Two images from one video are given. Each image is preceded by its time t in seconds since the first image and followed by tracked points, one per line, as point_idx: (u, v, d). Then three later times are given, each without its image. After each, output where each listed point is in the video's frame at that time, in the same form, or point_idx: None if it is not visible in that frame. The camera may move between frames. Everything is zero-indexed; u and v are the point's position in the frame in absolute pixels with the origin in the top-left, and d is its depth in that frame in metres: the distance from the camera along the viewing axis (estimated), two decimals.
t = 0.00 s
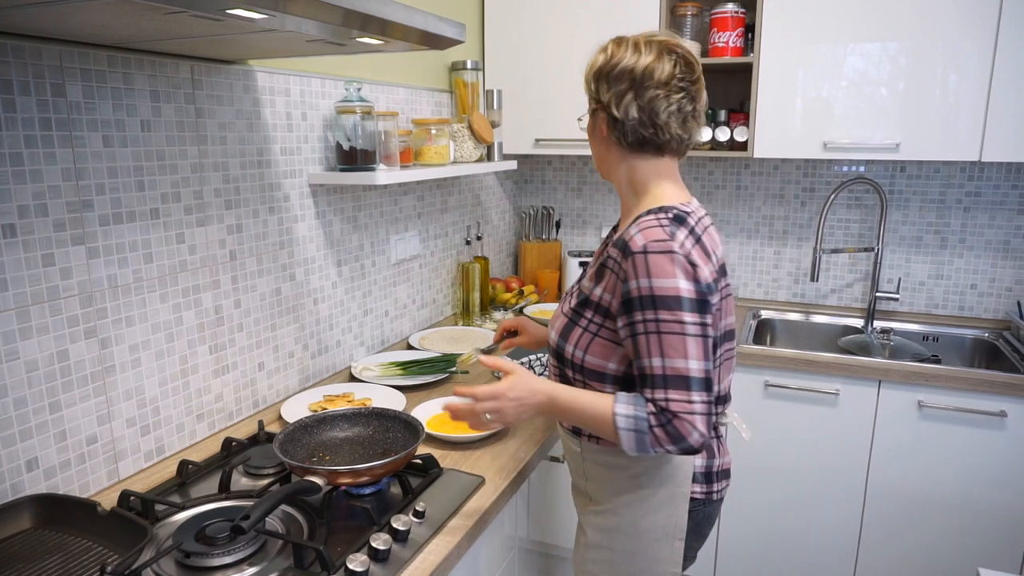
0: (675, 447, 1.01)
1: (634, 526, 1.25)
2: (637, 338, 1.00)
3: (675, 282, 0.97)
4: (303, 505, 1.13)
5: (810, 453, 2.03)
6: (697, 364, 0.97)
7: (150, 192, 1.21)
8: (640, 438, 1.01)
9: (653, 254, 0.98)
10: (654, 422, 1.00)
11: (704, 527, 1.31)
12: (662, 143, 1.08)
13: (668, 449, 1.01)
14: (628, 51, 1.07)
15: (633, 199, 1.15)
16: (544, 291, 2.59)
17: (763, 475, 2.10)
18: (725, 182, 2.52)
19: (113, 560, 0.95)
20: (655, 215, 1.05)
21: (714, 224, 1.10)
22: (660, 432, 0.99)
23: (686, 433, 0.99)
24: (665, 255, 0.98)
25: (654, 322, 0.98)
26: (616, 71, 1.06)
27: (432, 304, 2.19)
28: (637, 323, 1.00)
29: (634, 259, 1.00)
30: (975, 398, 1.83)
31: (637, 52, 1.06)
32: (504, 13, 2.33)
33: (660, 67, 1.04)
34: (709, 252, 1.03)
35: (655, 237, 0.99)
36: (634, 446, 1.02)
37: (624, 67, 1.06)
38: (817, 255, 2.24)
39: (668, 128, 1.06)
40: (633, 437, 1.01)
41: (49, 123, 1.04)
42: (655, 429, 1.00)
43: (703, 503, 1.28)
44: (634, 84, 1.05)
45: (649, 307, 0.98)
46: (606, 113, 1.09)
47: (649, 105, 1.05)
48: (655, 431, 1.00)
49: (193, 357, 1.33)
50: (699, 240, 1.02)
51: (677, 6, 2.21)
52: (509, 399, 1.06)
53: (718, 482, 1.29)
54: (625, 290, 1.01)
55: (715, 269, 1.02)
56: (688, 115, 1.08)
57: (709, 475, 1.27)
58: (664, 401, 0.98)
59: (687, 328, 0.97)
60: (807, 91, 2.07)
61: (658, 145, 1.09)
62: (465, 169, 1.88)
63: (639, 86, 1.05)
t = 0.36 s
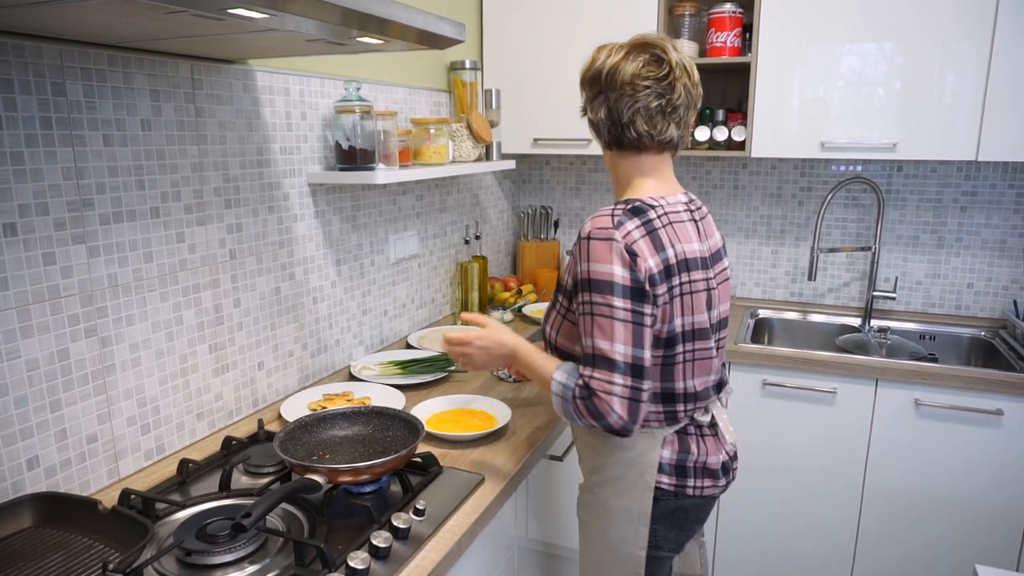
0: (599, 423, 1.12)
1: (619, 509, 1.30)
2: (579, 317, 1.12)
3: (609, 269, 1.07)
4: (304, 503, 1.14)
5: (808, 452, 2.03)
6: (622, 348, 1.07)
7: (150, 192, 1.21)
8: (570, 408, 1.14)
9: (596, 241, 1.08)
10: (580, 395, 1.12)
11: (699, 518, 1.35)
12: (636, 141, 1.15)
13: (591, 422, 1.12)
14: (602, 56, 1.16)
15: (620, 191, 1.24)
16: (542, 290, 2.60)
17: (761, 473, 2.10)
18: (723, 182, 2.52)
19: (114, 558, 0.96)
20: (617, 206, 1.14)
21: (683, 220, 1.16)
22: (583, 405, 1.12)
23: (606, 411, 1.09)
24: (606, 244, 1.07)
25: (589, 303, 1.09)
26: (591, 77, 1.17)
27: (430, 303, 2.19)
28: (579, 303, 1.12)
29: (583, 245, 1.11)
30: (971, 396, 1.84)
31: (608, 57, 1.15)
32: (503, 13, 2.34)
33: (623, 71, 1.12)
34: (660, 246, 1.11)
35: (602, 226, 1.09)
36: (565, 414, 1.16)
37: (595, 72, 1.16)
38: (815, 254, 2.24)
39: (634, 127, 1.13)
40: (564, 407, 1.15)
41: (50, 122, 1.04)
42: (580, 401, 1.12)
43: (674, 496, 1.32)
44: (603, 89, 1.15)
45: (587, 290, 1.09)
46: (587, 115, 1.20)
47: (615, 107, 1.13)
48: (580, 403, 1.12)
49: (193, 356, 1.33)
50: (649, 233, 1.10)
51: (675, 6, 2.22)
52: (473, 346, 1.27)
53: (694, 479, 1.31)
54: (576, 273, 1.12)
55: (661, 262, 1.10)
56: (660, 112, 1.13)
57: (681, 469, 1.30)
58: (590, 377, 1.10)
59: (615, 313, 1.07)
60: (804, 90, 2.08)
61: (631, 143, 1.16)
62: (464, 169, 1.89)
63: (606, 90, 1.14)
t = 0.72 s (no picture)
0: (624, 374, 1.37)
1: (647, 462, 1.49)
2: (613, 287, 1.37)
3: (636, 248, 1.31)
4: (305, 501, 1.14)
5: (806, 450, 2.04)
6: (643, 313, 1.31)
7: (150, 191, 1.21)
8: (603, 364, 1.40)
9: (629, 226, 1.33)
10: (609, 351, 1.38)
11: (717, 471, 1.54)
12: (675, 151, 1.39)
13: (618, 374, 1.37)
14: (646, 83, 1.41)
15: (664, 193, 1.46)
16: (541, 290, 2.60)
17: (760, 472, 2.11)
18: (721, 181, 2.53)
19: (116, 557, 0.96)
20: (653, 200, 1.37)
21: (709, 213, 1.36)
22: (611, 359, 1.38)
23: (627, 364, 1.34)
24: (634, 229, 1.32)
25: (620, 275, 1.33)
26: (636, 101, 1.42)
27: (430, 303, 2.19)
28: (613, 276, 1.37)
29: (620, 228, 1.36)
30: (969, 395, 1.85)
31: (650, 84, 1.40)
32: (501, 13, 2.34)
33: (660, 95, 1.36)
34: (684, 234, 1.33)
35: (636, 213, 1.34)
36: (601, 368, 1.42)
37: (639, 97, 1.41)
38: (813, 253, 2.25)
39: (671, 139, 1.37)
40: (599, 362, 1.41)
41: (51, 121, 1.04)
42: (610, 356, 1.38)
43: (684, 453, 1.50)
44: (644, 110, 1.40)
45: (619, 265, 1.34)
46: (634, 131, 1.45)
47: (655, 123, 1.38)
48: (610, 358, 1.38)
49: (193, 355, 1.33)
50: (675, 221, 1.33)
51: (673, 6, 2.22)
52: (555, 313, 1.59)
53: (703, 442, 1.49)
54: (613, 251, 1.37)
55: (682, 246, 1.32)
56: (694, 127, 1.35)
57: (691, 431, 1.48)
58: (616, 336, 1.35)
59: (638, 284, 1.31)
60: (801, 90, 2.08)
61: (669, 151, 1.39)
62: (463, 168, 1.89)
63: (647, 111, 1.39)
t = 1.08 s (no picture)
0: (650, 318, 1.46)
1: (669, 423, 1.59)
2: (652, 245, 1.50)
3: (676, 207, 1.45)
4: (305, 501, 1.14)
5: (804, 449, 2.05)
6: (677, 259, 1.43)
7: (150, 192, 1.21)
8: (631, 315, 1.50)
9: (675, 192, 1.48)
10: (638, 301, 1.48)
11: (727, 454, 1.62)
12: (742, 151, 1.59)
13: (645, 317, 1.46)
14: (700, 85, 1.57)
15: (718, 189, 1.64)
16: (540, 290, 2.61)
17: (758, 471, 2.12)
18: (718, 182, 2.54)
19: (118, 557, 0.96)
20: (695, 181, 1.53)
21: (743, 196, 1.52)
22: (639, 307, 1.47)
23: (653, 306, 1.44)
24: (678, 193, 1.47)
25: (660, 230, 1.46)
26: (692, 98, 1.56)
27: (429, 303, 2.20)
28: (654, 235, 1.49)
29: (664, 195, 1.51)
30: (965, 395, 1.86)
31: (708, 85, 1.57)
32: (499, 14, 2.35)
33: (726, 95, 1.54)
34: (721, 205, 1.47)
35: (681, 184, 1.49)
36: (630, 320, 1.51)
37: (698, 95, 1.56)
38: (810, 253, 2.26)
39: (731, 135, 1.55)
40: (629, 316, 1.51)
41: (51, 123, 1.04)
42: (638, 305, 1.48)
43: (704, 418, 1.58)
44: (706, 104, 1.54)
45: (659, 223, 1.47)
46: (686, 125, 1.58)
47: (720, 119, 1.54)
48: (638, 307, 1.48)
49: (193, 356, 1.33)
50: (715, 194, 1.48)
51: (671, 7, 2.22)
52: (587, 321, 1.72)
53: (723, 410, 1.58)
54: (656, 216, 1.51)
55: (720, 215, 1.46)
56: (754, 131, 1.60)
57: (713, 398, 1.56)
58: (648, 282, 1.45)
59: (675, 236, 1.43)
60: (798, 90, 2.09)
61: (722, 147, 1.57)
62: (462, 169, 1.90)
63: (710, 106, 1.54)
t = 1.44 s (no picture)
0: (688, 323, 1.44)
1: (690, 423, 1.59)
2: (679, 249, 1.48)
3: (704, 211, 1.44)
4: (307, 501, 1.15)
5: (804, 449, 2.05)
6: (711, 263, 1.42)
7: (152, 193, 1.22)
8: (666, 322, 1.47)
9: (700, 195, 1.47)
10: (673, 308, 1.46)
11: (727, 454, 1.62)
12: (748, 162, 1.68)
13: (683, 323, 1.44)
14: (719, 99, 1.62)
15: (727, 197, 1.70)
16: (539, 290, 2.61)
17: (758, 471, 2.12)
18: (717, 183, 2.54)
19: (121, 557, 0.96)
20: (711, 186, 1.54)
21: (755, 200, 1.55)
22: (675, 314, 1.45)
23: (692, 311, 1.43)
24: (703, 197, 1.47)
25: (689, 234, 1.45)
26: (720, 108, 1.59)
27: (429, 304, 2.20)
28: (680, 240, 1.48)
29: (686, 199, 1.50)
30: (964, 394, 1.86)
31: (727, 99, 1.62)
32: (499, 14, 2.35)
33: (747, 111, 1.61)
34: (744, 208, 1.49)
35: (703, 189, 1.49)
36: (664, 328, 1.48)
37: (724, 106, 1.60)
38: (809, 253, 2.26)
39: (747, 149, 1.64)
40: (663, 324, 1.48)
41: (54, 123, 1.04)
42: (673, 312, 1.46)
43: (724, 418, 1.59)
44: (732, 115, 1.59)
45: (686, 227, 1.46)
46: (710, 134, 1.60)
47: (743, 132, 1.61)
48: (673, 314, 1.46)
49: (194, 357, 1.33)
50: (735, 197, 1.50)
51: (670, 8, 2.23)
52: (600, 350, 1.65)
53: (741, 410, 1.60)
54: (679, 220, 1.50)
55: (743, 219, 1.48)
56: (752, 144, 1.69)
57: (733, 396, 1.58)
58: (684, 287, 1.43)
59: (707, 239, 1.43)
60: (797, 91, 2.10)
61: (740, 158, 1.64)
62: (462, 170, 1.90)
63: (736, 118, 1.60)
